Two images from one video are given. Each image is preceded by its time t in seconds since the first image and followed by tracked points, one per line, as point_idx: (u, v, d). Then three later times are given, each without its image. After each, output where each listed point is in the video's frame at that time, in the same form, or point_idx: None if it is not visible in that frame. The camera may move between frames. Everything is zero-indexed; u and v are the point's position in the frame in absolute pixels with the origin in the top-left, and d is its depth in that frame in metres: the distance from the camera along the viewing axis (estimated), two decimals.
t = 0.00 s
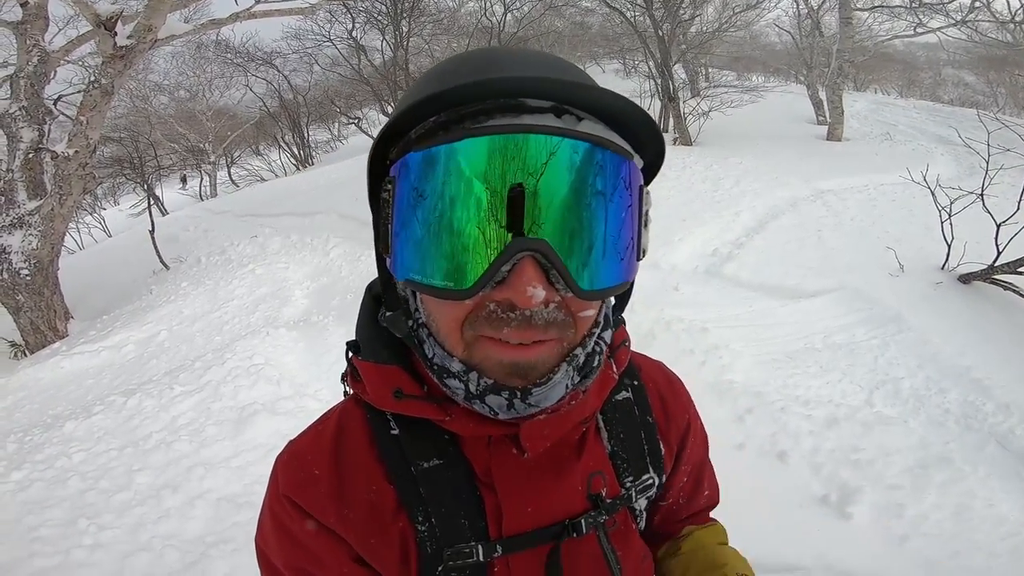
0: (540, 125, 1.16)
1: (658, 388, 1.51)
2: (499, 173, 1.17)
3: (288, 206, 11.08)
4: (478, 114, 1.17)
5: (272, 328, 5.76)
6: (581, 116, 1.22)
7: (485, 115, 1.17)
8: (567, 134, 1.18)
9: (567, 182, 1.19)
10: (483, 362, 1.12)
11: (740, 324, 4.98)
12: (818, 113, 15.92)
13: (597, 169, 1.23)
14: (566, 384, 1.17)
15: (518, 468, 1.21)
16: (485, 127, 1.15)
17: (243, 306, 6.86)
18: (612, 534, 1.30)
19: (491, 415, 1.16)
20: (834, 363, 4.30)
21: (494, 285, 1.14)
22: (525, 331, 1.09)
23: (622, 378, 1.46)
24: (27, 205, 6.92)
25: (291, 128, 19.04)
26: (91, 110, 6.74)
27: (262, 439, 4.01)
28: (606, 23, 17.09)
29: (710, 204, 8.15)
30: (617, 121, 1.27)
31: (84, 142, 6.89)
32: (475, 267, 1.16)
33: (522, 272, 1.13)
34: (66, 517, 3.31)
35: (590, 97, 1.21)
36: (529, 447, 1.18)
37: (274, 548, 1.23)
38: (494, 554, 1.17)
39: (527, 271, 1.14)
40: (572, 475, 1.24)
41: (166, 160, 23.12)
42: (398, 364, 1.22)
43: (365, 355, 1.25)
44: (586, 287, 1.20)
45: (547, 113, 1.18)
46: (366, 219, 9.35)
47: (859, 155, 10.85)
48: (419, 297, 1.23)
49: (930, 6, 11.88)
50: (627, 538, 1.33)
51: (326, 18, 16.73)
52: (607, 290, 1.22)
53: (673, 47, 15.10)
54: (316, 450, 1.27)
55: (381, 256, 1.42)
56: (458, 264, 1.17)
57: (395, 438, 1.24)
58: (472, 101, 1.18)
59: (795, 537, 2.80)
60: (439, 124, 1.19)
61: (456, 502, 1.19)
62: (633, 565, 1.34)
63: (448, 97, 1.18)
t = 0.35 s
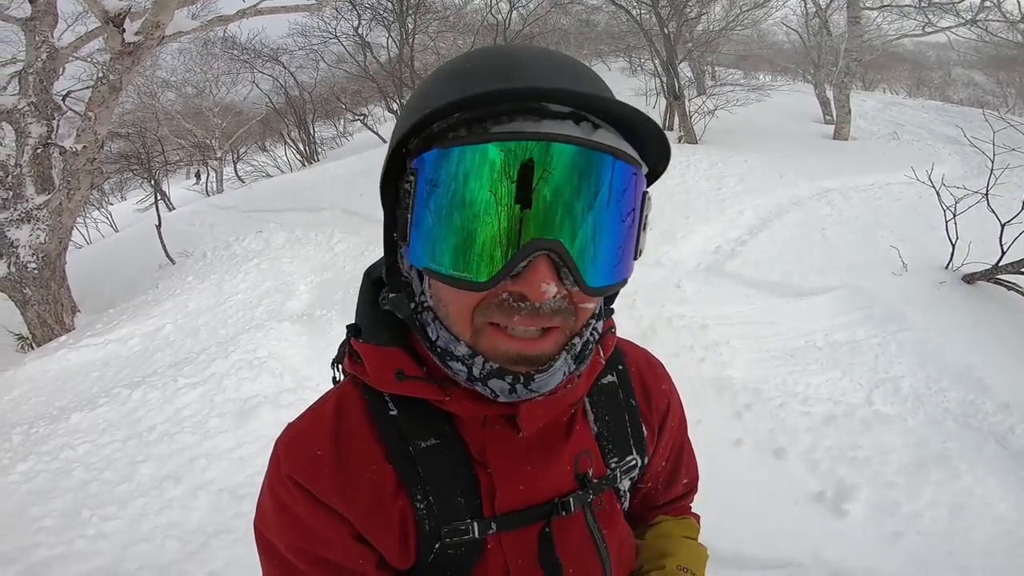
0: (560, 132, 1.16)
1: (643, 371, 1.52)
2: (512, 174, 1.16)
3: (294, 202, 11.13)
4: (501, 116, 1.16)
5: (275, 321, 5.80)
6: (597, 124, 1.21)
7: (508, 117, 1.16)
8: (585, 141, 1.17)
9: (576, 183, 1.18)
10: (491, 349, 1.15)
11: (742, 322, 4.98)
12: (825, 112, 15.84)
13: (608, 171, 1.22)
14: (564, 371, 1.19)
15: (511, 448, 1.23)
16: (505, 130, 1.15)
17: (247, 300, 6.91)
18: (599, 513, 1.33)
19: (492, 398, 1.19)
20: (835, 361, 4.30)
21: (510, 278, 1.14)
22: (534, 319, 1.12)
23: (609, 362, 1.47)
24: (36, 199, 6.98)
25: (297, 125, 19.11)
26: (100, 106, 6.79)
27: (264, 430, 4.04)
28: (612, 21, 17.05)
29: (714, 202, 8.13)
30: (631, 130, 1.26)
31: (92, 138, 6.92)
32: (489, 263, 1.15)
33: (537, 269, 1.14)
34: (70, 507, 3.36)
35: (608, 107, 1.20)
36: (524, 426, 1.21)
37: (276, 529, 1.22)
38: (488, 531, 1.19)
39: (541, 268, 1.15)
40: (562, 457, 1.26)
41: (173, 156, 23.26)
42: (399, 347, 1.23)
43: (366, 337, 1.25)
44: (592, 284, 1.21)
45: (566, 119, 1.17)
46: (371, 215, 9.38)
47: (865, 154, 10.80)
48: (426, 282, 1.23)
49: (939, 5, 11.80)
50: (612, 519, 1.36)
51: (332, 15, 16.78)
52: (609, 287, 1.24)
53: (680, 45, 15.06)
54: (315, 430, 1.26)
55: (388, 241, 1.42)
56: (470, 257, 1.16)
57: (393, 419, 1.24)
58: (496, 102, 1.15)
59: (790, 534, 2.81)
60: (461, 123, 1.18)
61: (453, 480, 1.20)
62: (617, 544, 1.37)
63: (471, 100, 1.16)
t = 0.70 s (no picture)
0: (551, 120, 1.21)
1: (645, 376, 1.52)
2: (503, 158, 1.20)
3: (295, 204, 11.15)
4: (496, 105, 1.22)
5: (276, 323, 5.82)
6: (588, 114, 1.26)
7: (501, 106, 1.22)
8: (576, 129, 1.22)
9: (567, 170, 1.22)
10: (479, 337, 1.14)
11: (742, 322, 4.98)
12: (828, 112, 15.81)
13: (600, 157, 1.26)
14: (551, 363, 1.19)
15: (506, 445, 1.23)
16: (497, 117, 1.20)
17: (249, 302, 6.93)
18: (593, 514, 1.31)
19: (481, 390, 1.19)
20: (833, 362, 4.30)
21: (497, 260, 1.15)
22: (522, 308, 1.10)
23: (610, 362, 1.47)
24: (39, 202, 7.00)
25: (300, 126, 19.17)
26: (102, 109, 6.83)
27: (262, 431, 4.06)
28: (614, 22, 17.05)
29: (715, 202, 8.13)
30: (623, 122, 1.32)
31: (95, 140, 6.99)
32: (479, 243, 1.17)
33: (523, 250, 1.15)
34: (70, 506, 3.38)
35: (599, 98, 1.26)
36: (517, 423, 1.21)
37: (272, 517, 1.24)
38: (479, 528, 1.19)
39: (527, 248, 1.15)
40: (556, 456, 1.26)
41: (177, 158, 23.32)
42: (395, 339, 1.24)
43: (365, 329, 1.27)
44: (584, 269, 1.22)
45: (557, 109, 1.23)
46: (372, 216, 9.40)
47: (867, 154, 10.78)
48: (425, 269, 1.25)
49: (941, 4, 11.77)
50: (606, 519, 1.34)
51: (334, 17, 16.85)
52: (600, 273, 1.24)
53: (681, 45, 15.05)
54: (314, 421, 1.28)
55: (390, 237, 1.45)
56: (464, 237, 1.18)
57: (391, 412, 1.26)
58: (490, 93, 1.22)
59: (785, 535, 2.81)
60: (457, 112, 1.24)
61: (446, 474, 1.21)
62: (610, 548, 1.35)
63: (466, 89, 1.23)
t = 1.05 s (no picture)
0: (584, 129, 1.21)
1: (666, 383, 1.53)
2: (533, 164, 1.21)
3: (290, 206, 11.14)
4: (529, 112, 1.23)
5: (271, 326, 5.81)
6: (621, 126, 1.26)
7: (536, 112, 1.23)
8: (607, 140, 1.22)
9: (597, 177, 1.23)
10: (495, 340, 1.16)
11: (736, 322, 5.01)
12: (821, 110, 15.86)
13: (632, 167, 1.26)
14: (565, 374, 1.18)
15: (523, 453, 1.25)
16: (531, 123, 1.22)
17: (244, 305, 6.93)
18: (612, 523, 1.33)
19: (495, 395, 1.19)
20: (827, 361, 4.33)
21: (516, 264, 1.16)
22: (539, 315, 1.12)
23: (629, 371, 1.48)
24: (33, 207, 7.05)
25: (294, 128, 19.15)
26: (95, 112, 6.77)
27: (258, 435, 4.06)
28: (608, 21, 17.06)
29: (709, 202, 8.16)
30: (656, 136, 1.31)
31: (88, 144, 6.92)
32: (500, 245, 1.18)
33: (542, 255, 1.16)
34: (69, 511, 3.38)
35: (633, 111, 1.26)
36: (535, 429, 1.22)
37: (290, 523, 1.26)
38: (495, 536, 1.21)
39: (547, 254, 1.16)
40: (574, 464, 1.28)
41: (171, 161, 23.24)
42: (415, 346, 1.25)
43: (385, 337, 1.29)
44: (604, 280, 1.22)
45: (591, 119, 1.23)
46: (367, 218, 9.41)
47: (860, 151, 10.82)
48: (449, 269, 1.26)
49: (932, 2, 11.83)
50: (626, 527, 1.36)
51: (328, 18, 16.84)
52: (621, 286, 1.24)
53: (675, 44, 15.07)
54: (334, 429, 1.30)
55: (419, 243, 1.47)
56: (485, 239, 1.20)
57: (409, 420, 1.28)
58: (525, 99, 1.24)
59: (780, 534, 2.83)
60: (493, 116, 1.26)
61: (464, 482, 1.22)
62: (635, 558, 1.37)
63: (502, 93, 1.25)
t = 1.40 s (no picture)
0: (591, 122, 1.20)
1: (691, 384, 1.50)
2: (543, 162, 1.20)
3: (281, 204, 11.08)
4: (532, 107, 1.22)
5: (261, 325, 5.78)
6: (630, 116, 1.24)
7: (538, 108, 1.22)
8: (617, 133, 1.21)
9: (615, 171, 1.22)
10: (511, 344, 1.16)
11: (727, 318, 5.03)
12: (810, 107, 15.94)
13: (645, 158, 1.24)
14: (589, 375, 1.18)
15: (541, 458, 1.24)
16: (535, 119, 1.20)
17: (234, 304, 6.89)
18: (631, 528, 1.32)
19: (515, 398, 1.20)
20: (815, 357, 4.36)
21: (530, 267, 1.16)
22: (554, 314, 1.13)
23: (651, 372, 1.46)
24: (18, 206, 6.97)
25: (284, 125, 19.03)
26: (79, 111, 6.69)
27: (248, 434, 4.04)
28: (599, 19, 17.07)
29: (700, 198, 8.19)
30: (666, 125, 1.29)
31: (72, 143, 6.84)
32: (514, 249, 1.18)
33: (558, 259, 1.16)
34: (58, 512, 3.35)
35: (640, 100, 1.24)
36: (554, 434, 1.20)
37: (305, 525, 1.28)
38: (510, 541, 1.20)
39: (562, 257, 1.16)
40: (593, 468, 1.27)
41: (159, 159, 23.02)
42: (428, 347, 1.26)
43: (400, 339, 1.29)
44: (622, 280, 1.21)
45: (598, 110, 1.22)
46: (358, 216, 9.37)
47: (850, 148, 10.89)
48: (460, 275, 1.26)
49: None
50: (646, 532, 1.35)
51: (318, 15, 16.75)
52: (640, 283, 1.23)
53: (666, 41, 15.09)
54: (349, 431, 1.32)
55: (429, 243, 1.46)
56: (497, 242, 1.20)
57: (424, 423, 1.28)
58: (526, 95, 1.22)
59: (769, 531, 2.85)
60: (492, 115, 1.25)
61: (478, 487, 1.22)
62: (656, 558, 1.37)
63: (502, 90, 1.23)
